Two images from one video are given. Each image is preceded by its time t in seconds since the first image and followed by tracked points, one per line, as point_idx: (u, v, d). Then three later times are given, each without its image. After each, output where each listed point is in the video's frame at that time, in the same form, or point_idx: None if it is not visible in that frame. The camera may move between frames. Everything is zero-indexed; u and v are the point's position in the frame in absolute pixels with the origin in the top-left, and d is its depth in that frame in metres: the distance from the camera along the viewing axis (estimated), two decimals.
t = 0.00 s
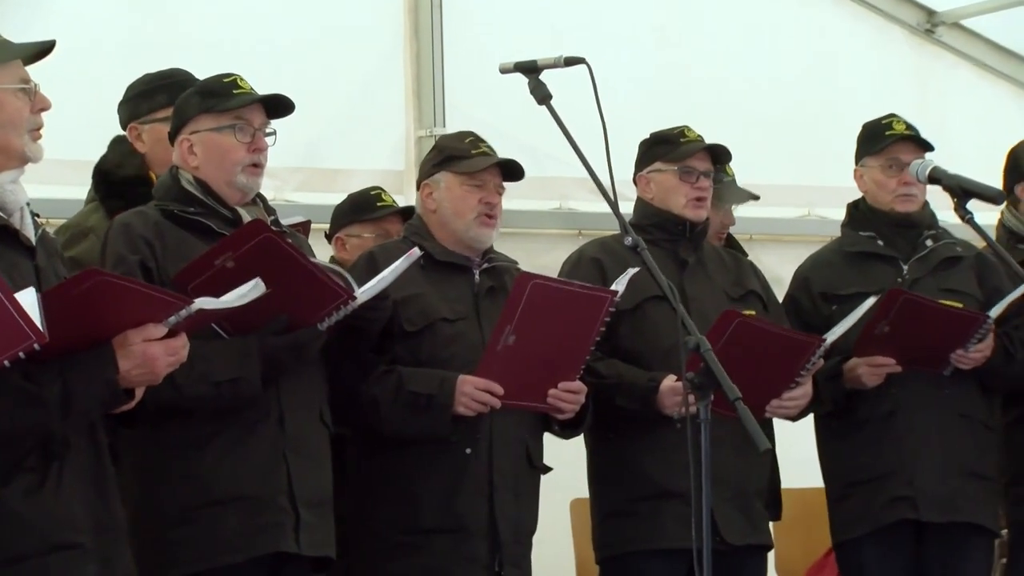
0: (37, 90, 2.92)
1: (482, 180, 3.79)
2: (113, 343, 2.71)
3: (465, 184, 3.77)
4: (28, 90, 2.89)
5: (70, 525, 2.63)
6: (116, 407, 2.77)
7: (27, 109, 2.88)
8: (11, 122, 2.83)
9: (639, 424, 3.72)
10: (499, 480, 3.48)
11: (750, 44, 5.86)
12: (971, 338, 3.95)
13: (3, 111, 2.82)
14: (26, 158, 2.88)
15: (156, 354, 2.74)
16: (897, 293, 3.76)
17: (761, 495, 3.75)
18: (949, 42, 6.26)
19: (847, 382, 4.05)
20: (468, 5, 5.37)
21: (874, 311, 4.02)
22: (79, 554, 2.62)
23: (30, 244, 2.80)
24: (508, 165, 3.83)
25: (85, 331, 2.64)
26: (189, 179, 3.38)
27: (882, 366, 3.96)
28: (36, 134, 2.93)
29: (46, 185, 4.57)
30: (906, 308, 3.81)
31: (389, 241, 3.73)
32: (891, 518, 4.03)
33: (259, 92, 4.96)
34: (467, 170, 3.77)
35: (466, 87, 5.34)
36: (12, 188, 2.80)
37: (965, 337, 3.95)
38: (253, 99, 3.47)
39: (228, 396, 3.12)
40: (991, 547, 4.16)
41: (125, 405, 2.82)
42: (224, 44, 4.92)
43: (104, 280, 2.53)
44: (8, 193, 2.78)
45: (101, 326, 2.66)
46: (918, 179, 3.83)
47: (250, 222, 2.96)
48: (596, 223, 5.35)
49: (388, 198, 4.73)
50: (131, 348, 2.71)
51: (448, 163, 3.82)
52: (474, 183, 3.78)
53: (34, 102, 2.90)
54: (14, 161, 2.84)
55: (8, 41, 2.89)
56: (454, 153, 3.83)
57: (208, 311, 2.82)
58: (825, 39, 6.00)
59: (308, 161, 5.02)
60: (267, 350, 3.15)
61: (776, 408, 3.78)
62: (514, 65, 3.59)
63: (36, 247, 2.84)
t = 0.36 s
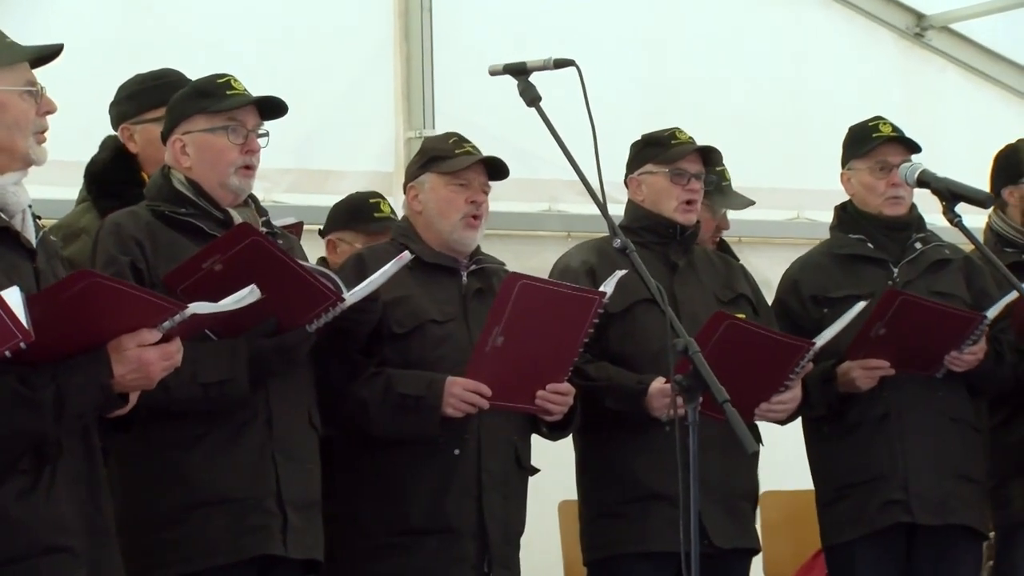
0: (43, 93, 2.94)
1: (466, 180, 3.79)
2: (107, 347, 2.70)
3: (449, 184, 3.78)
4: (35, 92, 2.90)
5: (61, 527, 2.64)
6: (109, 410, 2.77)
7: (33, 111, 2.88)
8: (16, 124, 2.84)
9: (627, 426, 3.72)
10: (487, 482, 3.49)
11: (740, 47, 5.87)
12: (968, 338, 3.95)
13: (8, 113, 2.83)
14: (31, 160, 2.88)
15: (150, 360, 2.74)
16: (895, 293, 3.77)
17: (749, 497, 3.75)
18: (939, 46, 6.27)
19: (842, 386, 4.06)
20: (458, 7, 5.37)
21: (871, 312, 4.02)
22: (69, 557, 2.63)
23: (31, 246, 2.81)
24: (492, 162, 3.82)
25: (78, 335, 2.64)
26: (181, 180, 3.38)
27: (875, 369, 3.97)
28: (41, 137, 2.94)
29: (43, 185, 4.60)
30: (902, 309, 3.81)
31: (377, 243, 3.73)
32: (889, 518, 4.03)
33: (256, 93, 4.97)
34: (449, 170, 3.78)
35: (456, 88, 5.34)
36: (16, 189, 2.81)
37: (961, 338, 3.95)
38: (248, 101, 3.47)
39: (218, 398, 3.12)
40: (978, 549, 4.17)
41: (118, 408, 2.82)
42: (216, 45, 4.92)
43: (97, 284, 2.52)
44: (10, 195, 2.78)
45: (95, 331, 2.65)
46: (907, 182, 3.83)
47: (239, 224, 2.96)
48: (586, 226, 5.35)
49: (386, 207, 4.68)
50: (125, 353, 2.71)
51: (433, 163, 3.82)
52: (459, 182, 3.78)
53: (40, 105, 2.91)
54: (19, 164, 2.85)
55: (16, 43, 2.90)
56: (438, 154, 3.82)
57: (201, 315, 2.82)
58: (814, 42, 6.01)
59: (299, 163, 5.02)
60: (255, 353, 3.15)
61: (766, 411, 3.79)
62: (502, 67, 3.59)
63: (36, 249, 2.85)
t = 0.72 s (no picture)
0: (37, 92, 2.93)
1: (447, 176, 3.79)
2: (99, 349, 2.70)
3: (429, 182, 3.78)
4: (28, 91, 2.89)
5: (53, 527, 2.66)
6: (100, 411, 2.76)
7: (26, 110, 2.87)
8: (10, 124, 2.83)
9: (612, 429, 3.73)
10: (475, 482, 3.49)
11: (728, 48, 5.87)
12: (961, 337, 3.97)
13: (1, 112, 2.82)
14: (25, 160, 2.88)
15: (141, 361, 2.73)
16: (894, 289, 3.77)
17: (737, 498, 3.76)
18: (927, 47, 6.27)
19: (836, 388, 4.05)
20: (446, 8, 5.36)
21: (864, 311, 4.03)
22: (60, 557, 2.64)
23: (24, 246, 2.81)
24: (471, 157, 3.82)
25: (70, 335, 2.64)
26: (170, 181, 3.38)
27: (870, 369, 3.97)
28: (34, 137, 2.93)
29: (33, 185, 4.59)
30: (898, 307, 3.82)
31: (360, 244, 3.74)
32: (884, 519, 4.02)
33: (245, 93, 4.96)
34: (427, 168, 3.78)
35: (443, 89, 5.33)
36: (9, 189, 2.80)
37: (955, 336, 3.97)
38: (235, 100, 3.46)
39: (207, 398, 3.12)
40: (968, 549, 4.18)
41: (109, 408, 2.82)
42: (205, 45, 4.91)
43: (87, 283, 2.51)
44: (4, 195, 2.78)
45: (86, 331, 2.65)
46: (894, 184, 3.84)
47: (230, 221, 2.96)
48: (574, 226, 5.34)
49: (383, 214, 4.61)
50: (117, 354, 2.70)
51: (412, 162, 3.82)
52: (438, 179, 3.78)
53: (33, 104, 2.90)
54: (12, 163, 2.84)
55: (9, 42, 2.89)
56: (414, 153, 3.83)
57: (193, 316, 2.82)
58: (803, 43, 6.01)
59: (287, 162, 5.01)
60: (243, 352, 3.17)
61: (754, 412, 3.78)
62: (491, 68, 3.59)
63: (30, 249, 2.84)
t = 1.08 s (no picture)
0: (19, 87, 2.92)
1: (438, 181, 3.78)
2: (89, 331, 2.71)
3: (420, 185, 3.77)
4: (10, 87, 2.88)
5: (48, 520, 2.68)
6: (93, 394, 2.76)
7: (9, 106, 2.87)
8: None
9: (605, 418, 3.72)
10: (462, 479, 3.49)
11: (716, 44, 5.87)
12: (954, 333, 3.99)
13: None
14: (8, 156, 2.88)
15: (131, 341, 2.74)
16: (889, 285, 3.78)
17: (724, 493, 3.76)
18: (915, 43, 6.28)
19: (829, 384, 4.05)
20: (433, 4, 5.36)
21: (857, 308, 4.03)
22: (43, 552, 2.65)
23: (11, 241, 2.82)
24: (464, 164, 3.81)
25: (60, 317, 2.65)
26: (160, 176, 3.37)
27: (863, 365, 3.97)
28: (18, 132, 2.93)
29: (22, 180, 4.59)
30: (894, 301, 3.83)
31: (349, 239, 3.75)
32: (877, 515, 4.02)
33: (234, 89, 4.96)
34: (419, 170, 3.76)
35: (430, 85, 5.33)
36: None
37: (948, 331, 3.99)
38: (226, 97, 3.47)
39: (194, 395, 3.12)
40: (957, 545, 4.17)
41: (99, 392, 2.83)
42: (193, 41, 4.91)
43: (77, 261, 2.54)
44: None
45: (76, 311, 2.67)
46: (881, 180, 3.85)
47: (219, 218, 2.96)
48: (561, 222, 5.33)
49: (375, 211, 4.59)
50: (107, 334, 2.71)
51: (405, 162, 3.81)
52: (429, 183, 3.77)
53: (16, 100, 2.90)
54: None
55: None
56: (407, 154, 3.82)
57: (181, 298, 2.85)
58: (791, 40, 6.02)
59: (275, 157, 5.01)
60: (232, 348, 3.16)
61: (743, 403, 3.78)
62: (479, 64, 3.59)
63: (19, 243, 2.85)
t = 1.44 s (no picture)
0: (10, 86, 2.92)
1: (421, 178, 3.77)
2: (74, 328, 2.72)
3: (402, 182, 3.76)
4: None
5: (34, 516, 2.68)
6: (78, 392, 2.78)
7: None
8: None
9: (587, 417, 3.72)
10: (446, 476, 3.49)
11: (698, 40, 5.85)
12: (940, 329, 3.99)
13: None
14: None
15: (116, 339, 2.75)
16: (874, 282, 3.77)
17: (708, 490, 3.76)
18: (899, 40, 6.24)
19: (814, 381, 4.02)
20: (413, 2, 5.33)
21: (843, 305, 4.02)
22: (28, 547, 2.66)
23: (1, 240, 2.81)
24: (448, 163, 3.81)
25: (45, 315, 2.66)
26: (139, 173, 3.37)
27: (850, 363, 3.94)
28: (8, 131, 2.92)
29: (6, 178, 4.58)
30: (879, 299, 3.82)
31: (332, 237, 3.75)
32: (864, 513, 3.97)
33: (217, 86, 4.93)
34: (401, 168, 3.76)
35: (414, 83, 5.30)
36: None
37: (933, 330, 3.99)
38: (207, 95, 3.47)
39: (177, 391, 3.12)
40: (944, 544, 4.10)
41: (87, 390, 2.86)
42: (175, 40, 4.89)
43: (59, 259, 2.55)
44: None
45: (60, 309, 2.67)
46: (864, 176, 3.87)
47: (195, 216, 2.95)
48: (544, 218, 5.30)
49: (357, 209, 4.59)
50: (91, 332, 2.72)
51: (388, 159, 3.80)
52: (412, 180, 3.76)
53: (6, 100, 2.90)
54: None
55: None
56: (391, 151, 3.80)
57: (165, 296, 2.86)
58: (778, 37, 5.99)
59: (258, 156, 4.98)
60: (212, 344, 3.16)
61: (724, 402, 3.77)
62: (461, 60, 3.59)
63: (7, 241, 2.85)
